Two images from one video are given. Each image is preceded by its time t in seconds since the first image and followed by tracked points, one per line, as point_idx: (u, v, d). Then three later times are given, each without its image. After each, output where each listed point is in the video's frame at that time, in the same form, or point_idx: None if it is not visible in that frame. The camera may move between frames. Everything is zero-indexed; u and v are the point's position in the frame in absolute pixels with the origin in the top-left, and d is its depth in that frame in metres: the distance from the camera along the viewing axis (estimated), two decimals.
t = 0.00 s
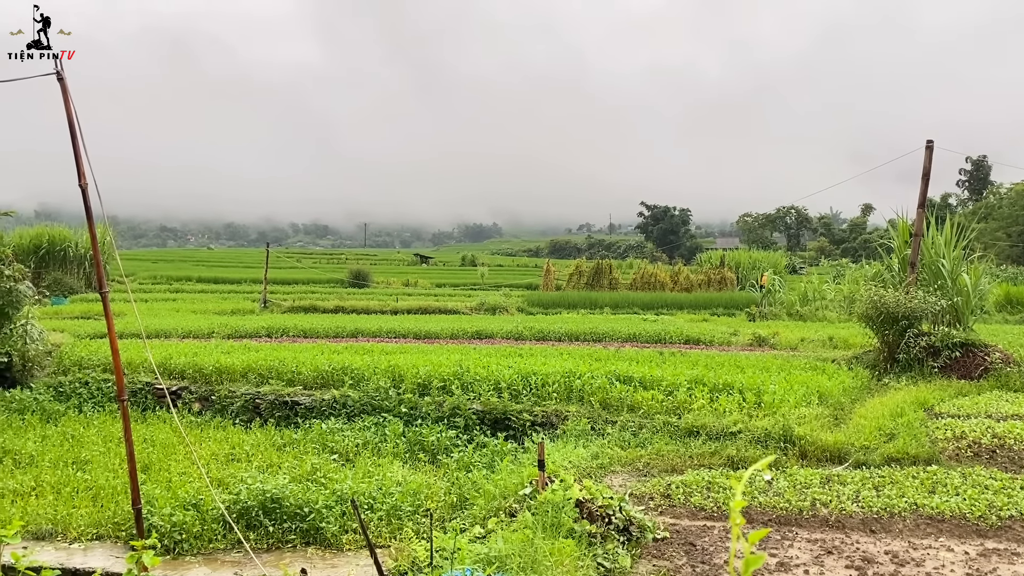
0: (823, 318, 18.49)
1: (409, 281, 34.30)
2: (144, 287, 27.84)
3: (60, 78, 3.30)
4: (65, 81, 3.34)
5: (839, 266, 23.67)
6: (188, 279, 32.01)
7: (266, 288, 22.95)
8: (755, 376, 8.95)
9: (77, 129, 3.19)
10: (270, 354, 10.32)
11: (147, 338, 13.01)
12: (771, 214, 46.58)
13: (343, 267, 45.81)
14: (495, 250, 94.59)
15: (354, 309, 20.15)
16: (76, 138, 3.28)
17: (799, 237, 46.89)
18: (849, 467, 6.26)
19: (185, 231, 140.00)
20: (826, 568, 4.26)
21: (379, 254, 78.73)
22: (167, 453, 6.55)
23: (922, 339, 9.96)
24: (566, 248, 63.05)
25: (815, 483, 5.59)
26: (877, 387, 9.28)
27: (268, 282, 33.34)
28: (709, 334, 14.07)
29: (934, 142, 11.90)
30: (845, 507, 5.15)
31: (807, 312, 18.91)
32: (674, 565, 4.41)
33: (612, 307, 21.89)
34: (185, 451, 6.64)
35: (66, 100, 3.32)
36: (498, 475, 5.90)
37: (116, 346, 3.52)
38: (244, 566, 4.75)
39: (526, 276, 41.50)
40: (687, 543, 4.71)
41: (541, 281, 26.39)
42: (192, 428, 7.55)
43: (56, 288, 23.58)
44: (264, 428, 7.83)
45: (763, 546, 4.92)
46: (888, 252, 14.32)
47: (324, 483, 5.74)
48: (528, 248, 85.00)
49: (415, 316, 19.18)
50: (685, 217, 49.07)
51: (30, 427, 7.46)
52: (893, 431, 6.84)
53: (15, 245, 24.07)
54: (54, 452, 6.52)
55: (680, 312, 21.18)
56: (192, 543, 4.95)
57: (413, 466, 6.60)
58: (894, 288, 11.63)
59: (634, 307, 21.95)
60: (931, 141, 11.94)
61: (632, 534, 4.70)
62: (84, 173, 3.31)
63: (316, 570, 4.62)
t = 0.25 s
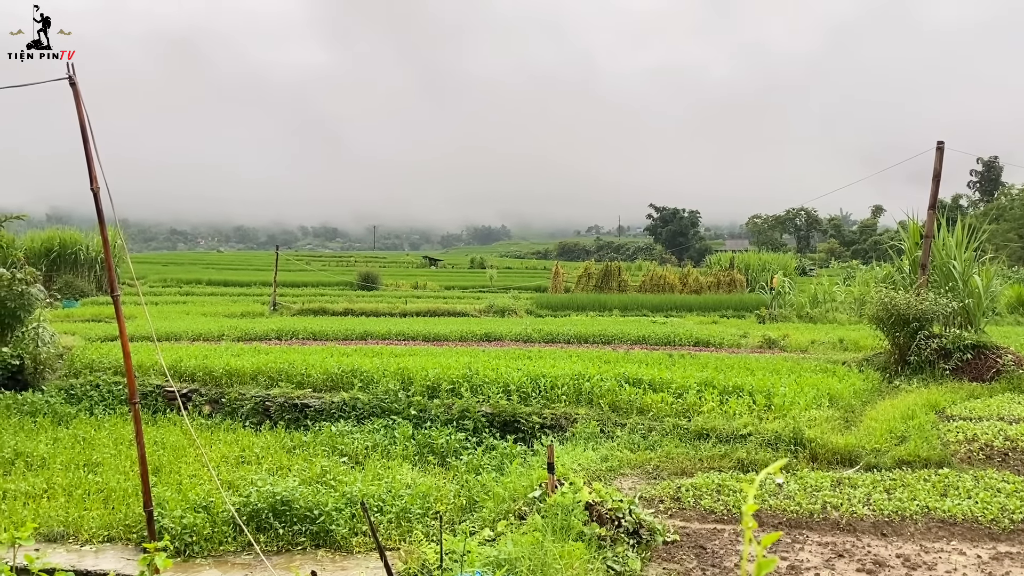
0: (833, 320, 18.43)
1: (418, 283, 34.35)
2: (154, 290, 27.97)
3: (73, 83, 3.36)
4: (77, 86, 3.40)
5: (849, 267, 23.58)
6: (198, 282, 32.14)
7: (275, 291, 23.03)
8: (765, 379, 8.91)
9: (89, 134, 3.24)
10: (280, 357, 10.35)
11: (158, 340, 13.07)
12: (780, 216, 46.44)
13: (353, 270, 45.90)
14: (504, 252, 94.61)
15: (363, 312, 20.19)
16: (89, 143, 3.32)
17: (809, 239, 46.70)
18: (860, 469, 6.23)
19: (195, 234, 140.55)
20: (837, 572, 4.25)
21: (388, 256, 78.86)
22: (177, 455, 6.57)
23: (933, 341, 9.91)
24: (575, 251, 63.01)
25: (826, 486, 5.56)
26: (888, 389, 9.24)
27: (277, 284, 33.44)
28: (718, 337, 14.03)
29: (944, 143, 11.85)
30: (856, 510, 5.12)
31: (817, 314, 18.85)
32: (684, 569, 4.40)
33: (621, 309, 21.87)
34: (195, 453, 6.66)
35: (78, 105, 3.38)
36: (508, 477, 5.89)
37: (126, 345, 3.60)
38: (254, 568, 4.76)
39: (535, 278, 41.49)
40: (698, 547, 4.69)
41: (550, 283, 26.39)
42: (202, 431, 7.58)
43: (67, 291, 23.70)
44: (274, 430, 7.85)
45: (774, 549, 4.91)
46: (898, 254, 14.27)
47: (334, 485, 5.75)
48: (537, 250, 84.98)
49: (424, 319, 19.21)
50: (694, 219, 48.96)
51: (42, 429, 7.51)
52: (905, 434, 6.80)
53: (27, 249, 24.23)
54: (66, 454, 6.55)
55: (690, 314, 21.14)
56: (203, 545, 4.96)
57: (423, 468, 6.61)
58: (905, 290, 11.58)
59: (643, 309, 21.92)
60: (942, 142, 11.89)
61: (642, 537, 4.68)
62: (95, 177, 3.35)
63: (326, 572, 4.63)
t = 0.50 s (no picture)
0: (848, 322, 18.31)
1: (431, 286, 34.42)
2: (170, 293, 28.13)
3: (91, 90, 3.44)
4: (95, 93, 3.47)
5: (864, 269, 23.44)
6: (213, 285, 32.31)
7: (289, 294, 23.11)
8: (779, 381, 8.87)
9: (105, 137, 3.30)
10: (294, 359, 10.39)
11: (173, 343, 13.15)
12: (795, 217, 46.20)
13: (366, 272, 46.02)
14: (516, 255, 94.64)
15: (377, 314, 20.25)
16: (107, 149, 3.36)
17: (823, 240, 46.41)
18: (876, 473, 6.20)
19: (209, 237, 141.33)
20: None
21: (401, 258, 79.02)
22: (192, 458, 6.61)
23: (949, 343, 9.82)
24: (588, 252, 62.93)
25: (842, 489, 5.53)
26: (904, 392, 9.17)
27: (291, 287, 33.56)
28: (732, 339, 13.98)
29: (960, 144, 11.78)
30: (872, 513, 5.09)
31: (832, 316, 18.74)
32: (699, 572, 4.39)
33: (634, 311, 21.82)
34: (211, 455, 6.71)
35: (96, 110, 3.45)
36: (521, 480, 5.89)
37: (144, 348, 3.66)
38: (269, 570, 4.77)
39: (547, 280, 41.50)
40: (712, 550, 4.68)
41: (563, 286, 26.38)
42: (217, 433, 7.62)
43: (84, 294, 23.88)
44: (288, 433, 7.89)
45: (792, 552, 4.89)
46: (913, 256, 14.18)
47: (348, 488, 5.76)
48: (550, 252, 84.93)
49: (437, 321, 19.25)
50: (708, 221, 48.82)
51: (59, 431, 7.57)
52: (921, 437, 6.75)
53: (43, 252, 24.43)
54: (83, 456, 6.60)
55: (704, 316, 21.07)
56: (218, 547, 4.98)
57: (436, 471, 6.62)
58: (920, 292, 11.51)
59: (656, 311, 21.87)
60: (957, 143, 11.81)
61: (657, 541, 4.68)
62: (113, 180, 3.38)
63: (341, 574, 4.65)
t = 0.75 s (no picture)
0: (870, 324, 18.13)
1: (449, 288, 34.46)
2: (191, 296, 28.35)
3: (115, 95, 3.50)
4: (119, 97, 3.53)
5: (887, 271, 23.22)
6: (233, 288, 32.54)
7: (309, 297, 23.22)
8: (801, 385, 8.79)
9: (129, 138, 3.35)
10: (314, 362, 10.44)
11: (195, 346, 13.26)
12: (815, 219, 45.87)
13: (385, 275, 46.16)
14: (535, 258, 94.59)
15: (395, 317, 20.30)
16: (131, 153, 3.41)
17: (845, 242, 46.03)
18: (899, 477, 6.14)
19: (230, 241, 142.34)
20: None
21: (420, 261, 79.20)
22: (214, 460, 6.65)
23: (974, 346, 9.70)
24: (607, 255, 62.78)
25: (865, 493, 5.48)
26: (927, 395, 9.07)
27: (310, 291, 33.71)
28: (753, 342, 13.89)
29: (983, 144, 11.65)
30: (895, 518, 5.04)
31: (854, 318, 18.57)
32: None
33: (653, 314, 21.75)
34: (232, 458, 6.74)
35: (119, 115, 3.52)
36: (541, 483, 5.88)
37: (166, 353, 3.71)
38: (290, 572, 4.79)
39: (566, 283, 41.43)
40: (734, 554, 4.65)
41: (581, 288, 26.34)
42: (238, 435, 7.67)
43: (106, 298, 24.13)
44: (308, 435, 7.92)
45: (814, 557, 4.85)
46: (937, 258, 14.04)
47: (368, 490, 5.78)
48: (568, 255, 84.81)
49: (456, 324, 19.29)
50: (728, 223, 48.60)
51: (82, 434, 7.65)
52: (945, 441, 6.67)
53: (67, 256, 24.72)
54: (106, 458, 6.65)
55: (724, 319, 20.96)
56: (239, 550, 5.01)
57: (455, 474, 6.62)
58: (944, 294, 11.39)
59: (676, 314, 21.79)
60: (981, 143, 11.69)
61: (677, 545, 4.65)
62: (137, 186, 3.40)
63: None
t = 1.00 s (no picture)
0: (898, 325, 17.91)
1: (473, 290, 34.52)
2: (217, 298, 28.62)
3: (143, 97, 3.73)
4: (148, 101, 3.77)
5: (915, 271, 22.96)
6: (258, 290, 32.82)
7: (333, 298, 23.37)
8: (827, 386, 8.71)
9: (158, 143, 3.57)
10: (339, 363, 10.51)
11: (222, 347, 13.38)
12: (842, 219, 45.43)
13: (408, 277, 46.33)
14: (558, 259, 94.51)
15: (419, 318, 20.37)
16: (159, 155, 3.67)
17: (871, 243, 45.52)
18: (929, 480, 6.07)
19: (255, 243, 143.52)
20: None
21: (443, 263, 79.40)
22: (241, 460, 6.71)
23: (1005, 348, 9.55)
24: (630, 256, 62.58)
25: (894, 496, 5.41)
26: (957, 397, 8.94)
27: (334, 292, 33.90)
28: (778, 343, 13.79)
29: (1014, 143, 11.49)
30: (925, 521, 4.98)
31: (881, 319, 18.35)
32: None
33: (677, 315, 21.65)
34: (259, 458, 6.80)
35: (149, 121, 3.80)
36: (566, 485, 5.87)
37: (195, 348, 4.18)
38: (316, 572, 4.82)
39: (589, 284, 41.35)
40: (760, 557, 4.61)
41: (605, 290, 26.28)
42: (265, 436, 7.73)
43: (134, 300, 24.45)
44: (333, 435, 7.97)
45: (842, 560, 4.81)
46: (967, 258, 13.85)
47: (393, 490, 5.80)
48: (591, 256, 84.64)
49: (479, 325, 19.32)
50: (752, 223, 48.29)
51: (112, 433, 7.75)
52: (976, 443, 6.58)
53: (96, 258, 25.07)
54: (135, 458, 6.74)
55: (750, 320, 20.82)
56: (266, 549, 5.04)
57: (480, 475, 6.63)
58: (974, 294, 11.24)
59: (700, 315, 21.68)
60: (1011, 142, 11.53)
61: (703, 547, 4.62)
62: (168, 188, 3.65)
63: None
